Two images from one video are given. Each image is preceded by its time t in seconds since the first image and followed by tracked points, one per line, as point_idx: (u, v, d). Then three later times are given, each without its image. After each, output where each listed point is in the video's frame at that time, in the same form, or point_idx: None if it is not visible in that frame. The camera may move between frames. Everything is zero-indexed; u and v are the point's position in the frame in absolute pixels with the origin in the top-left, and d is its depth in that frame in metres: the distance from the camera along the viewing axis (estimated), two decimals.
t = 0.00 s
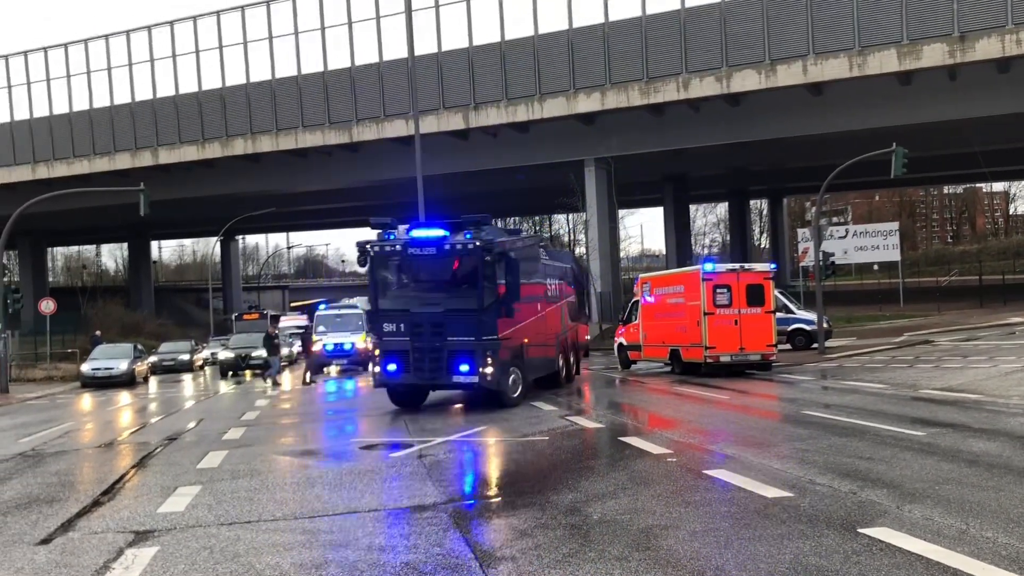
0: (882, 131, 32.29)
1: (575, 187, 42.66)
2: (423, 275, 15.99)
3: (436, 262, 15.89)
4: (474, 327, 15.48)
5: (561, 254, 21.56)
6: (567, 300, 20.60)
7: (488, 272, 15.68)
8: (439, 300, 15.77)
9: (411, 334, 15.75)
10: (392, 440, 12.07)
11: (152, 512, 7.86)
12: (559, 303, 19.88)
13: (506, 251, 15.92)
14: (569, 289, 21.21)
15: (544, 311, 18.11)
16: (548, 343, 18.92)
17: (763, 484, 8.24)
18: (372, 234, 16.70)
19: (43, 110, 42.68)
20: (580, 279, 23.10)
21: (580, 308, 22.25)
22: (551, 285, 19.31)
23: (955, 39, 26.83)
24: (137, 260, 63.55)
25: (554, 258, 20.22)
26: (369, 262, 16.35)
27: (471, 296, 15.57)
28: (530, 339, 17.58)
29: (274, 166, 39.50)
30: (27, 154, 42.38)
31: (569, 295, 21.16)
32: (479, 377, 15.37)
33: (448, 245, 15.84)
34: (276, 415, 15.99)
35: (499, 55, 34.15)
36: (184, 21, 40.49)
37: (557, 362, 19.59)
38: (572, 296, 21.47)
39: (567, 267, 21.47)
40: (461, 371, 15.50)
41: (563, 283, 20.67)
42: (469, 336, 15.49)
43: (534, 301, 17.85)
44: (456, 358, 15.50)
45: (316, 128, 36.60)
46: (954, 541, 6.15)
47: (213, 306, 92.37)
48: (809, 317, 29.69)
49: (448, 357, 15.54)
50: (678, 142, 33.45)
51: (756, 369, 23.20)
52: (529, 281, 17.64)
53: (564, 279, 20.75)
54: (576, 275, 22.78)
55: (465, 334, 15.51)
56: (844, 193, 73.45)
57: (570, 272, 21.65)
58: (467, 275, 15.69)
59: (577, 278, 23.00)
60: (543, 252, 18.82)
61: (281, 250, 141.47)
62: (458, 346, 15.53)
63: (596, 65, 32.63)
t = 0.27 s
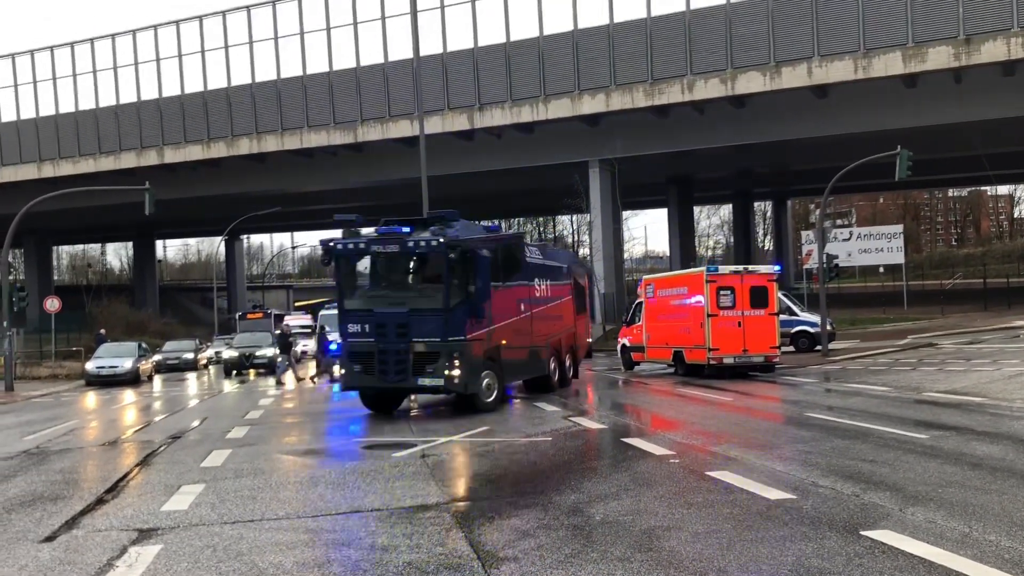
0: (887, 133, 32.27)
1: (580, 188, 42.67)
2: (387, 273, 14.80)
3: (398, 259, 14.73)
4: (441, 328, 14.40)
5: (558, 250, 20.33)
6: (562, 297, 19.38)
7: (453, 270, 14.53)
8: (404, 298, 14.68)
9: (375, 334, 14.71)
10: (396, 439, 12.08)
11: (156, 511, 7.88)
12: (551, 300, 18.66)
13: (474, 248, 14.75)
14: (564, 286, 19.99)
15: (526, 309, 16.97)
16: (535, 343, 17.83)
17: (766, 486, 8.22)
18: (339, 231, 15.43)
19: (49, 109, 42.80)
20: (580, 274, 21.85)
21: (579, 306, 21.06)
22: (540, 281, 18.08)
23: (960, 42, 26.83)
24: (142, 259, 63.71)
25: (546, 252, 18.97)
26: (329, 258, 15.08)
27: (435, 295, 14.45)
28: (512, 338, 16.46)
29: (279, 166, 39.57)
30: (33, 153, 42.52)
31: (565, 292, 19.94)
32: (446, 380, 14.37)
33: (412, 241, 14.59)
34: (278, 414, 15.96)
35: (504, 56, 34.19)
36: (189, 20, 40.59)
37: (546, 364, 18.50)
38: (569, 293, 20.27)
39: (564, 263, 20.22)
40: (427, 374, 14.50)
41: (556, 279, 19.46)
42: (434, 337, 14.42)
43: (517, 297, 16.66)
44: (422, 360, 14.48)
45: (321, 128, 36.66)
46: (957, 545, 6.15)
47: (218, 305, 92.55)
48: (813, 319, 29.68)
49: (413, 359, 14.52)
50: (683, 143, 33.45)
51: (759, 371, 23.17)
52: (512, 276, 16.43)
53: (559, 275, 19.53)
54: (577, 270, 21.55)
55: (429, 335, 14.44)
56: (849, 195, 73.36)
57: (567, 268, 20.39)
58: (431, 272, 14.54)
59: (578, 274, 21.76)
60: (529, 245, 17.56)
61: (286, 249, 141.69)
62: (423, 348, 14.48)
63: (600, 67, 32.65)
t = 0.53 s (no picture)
0: (888, 135, 32.25)
1: (580, 188, 42.63)
2: (343, 271, 14.00)
3: (353, 256, 13.94)
4: (396, 329, 13.59)
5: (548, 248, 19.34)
6: (549, 296, 18.39)
7: (407, 268, 13.70)
8: (361, 297, 13.86)
9: (331, 335, 13.97)
10: (395, 438, 12.10)
11: (154, 509, 7.87)
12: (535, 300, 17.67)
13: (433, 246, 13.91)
14: (554, 285, 18.98)
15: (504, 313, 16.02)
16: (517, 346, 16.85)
17: (766, 487, 8.22)
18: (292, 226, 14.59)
19: (50, 107, 42.79)
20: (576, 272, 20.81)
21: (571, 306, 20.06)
22: (522, 279, 17.08)
23: (962, 43, 26.83)
24: (142, 258, 63.70)
25: (531, 249, 17.97)
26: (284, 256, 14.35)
27: (389, 294, 13.65)
28: (485, 339, 15.54)
29: (279, 165, 39.56)
30: (33, 151, 42.49)
31: (554, 291, 18.93)
32: (401, 384, 13.58)
33: (367, 238, 13.77)
34: (278, 414, 15.89)
35: (505, 56, 34.17)
36: (190, 19, 40.59)
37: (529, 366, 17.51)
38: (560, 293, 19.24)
39: (554, 260, 19.22)
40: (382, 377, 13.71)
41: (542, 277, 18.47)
42: (389, 339, 13.61)
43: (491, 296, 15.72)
44: (377, 363, 13.70)
45: (321, 127, 36.66)
46: (956, 546, 6.14)
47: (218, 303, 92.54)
48: (814, 321, 29.68)
49: (368, 361, 13.74)
50: (684, 144, 33.43)
51: (759, 372, 23.14)
52: (484, 274, 15.51)
53: (546, 273, 18.53)
54: (571, 268, 20.52)
55: (384, 336, 13.64)
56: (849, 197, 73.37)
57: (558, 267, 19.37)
58: (384, 271, 13.72)
59: (572, 273, 20.72)
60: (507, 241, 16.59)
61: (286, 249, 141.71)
62: (379, 350, 13.69)
63: (601, 67, 32.64)
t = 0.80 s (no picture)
0: (887, 137, 32.34)
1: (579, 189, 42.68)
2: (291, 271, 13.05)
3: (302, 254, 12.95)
4: (344, 331, 12.57)
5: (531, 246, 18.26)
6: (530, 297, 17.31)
7: (358, 267, 12.66)
8: (312, 297, 12.89)
9: (280, 338, 13.00)
10: (392, 438, 12.12)
11: (153, 508, 7.90)
12: (514, 301, 16.59)
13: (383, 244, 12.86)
14: (537, 286, 17.91)
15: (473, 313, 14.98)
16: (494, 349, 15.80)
17: (763, 488, 8.26)
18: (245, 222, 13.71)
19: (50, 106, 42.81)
20: (564, 273, 19.69)
21: (557, 308, 18.98)
22: (498, 279, 16.02)
23: (960, 47, 26.86)
24: (142, 257, 63.70)
25: (509, 248, 16.91)
26: (234, 255, 13.47)
27: (339, 294, 12.66)
28: (452, 342, 14.49)
29: (279, 165, 39.59)
30: (32, 150, 42.50)
31: (537, 292, 17.85)
32: (351, 388, 12.60)
33: (313, 236, 12.80)
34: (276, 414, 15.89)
35: (505, 57, 34.20)
36: (190, 19, 40.61)
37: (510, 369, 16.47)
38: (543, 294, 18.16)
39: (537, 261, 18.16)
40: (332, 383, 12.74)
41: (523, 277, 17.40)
42: (338, 342, 12.60)
43: (459, 297, 14.66)
44: (327, 367, 12.71)
45: (321, 127, 36.67)
46: (953, 549, 6.17)
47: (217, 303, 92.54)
48: (811, 323, 29.73)
49: (318, 365, 12.77)
50: (683, 146, 33.46)
51: (757, 374, 23.16)
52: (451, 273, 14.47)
53: (528, 273, 17.46)
54: (559, 268, 19.43)
55: (334, 339, 12.63)
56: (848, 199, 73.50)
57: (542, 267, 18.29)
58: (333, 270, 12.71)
59: (561, 273, 19.60)
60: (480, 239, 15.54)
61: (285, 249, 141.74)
62: (329, 354, 12.68)
63: (601, 68, 32.68)
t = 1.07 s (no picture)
0: (887, 141, 32.37)
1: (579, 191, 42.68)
2: (233, 269, 12.38)
3: (244, 253, 12.30)
4: (286, 333, 11.89)
5: (513, 246, 17.34)
6: (509, 299, 16.43)
7: (299, 265, 11.94)
8: (256, 297, 12.22)
9: (223, 339, 12.36)
10: (389, 440, 12.08)
11: (151, 508, 7.88)
12: (488, 303, 15.74)
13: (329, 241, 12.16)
14: (519, 286, 17.01)
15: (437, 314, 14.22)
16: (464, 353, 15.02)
17: (762, 491, 8.24)
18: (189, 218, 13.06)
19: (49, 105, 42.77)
20: (556, 275, 18.61)
21: (546, 310, 18.01)
22: (469, 279, 15.20)
23: (961, 50, 26.84)
24: (141, 256, 63.64)
25: (485, 247, 16.08)
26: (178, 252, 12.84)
27: (282, 293, 11.97)
28: (413, 345, 13.69)
29: (279, 165, 39.59)
30: (32, 148, 42.47)
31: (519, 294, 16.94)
32: (292, 394, 11.89)
33: (254, 232, 12.11)
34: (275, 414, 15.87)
35: (505, 58, 34.19)
36: (190, 18, 40.59)
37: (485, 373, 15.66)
38: (527, 295, 17.22)
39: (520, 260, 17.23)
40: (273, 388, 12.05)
41: (502, 278, 16.54)
42: (280, 344, 11.93)
43: (420, 298, 13.87)
44: (268, 370, 12.04)
45: (321, 128, 36.66)
46: (952, 552, 6.16)
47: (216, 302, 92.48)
48: (811, 326, 29.74)
49: (260, 368, 12.10)
50: (683, 147, 33.43)
51: (757, 377, 23.16)
52: (411, 272, 13.69)
53: (508, 272, 16.57)
54: (550, 269, 18.44)
55: (275, 340, 11.97)
56: (848, 202, 73.54)
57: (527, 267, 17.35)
58: (274, 268, 12.04)
59: (552, 274, 18.57)
60: (447, 236, 14.74)
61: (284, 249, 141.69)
62: (271, 356, 12.01)
63: (602, 70, 32.66)
